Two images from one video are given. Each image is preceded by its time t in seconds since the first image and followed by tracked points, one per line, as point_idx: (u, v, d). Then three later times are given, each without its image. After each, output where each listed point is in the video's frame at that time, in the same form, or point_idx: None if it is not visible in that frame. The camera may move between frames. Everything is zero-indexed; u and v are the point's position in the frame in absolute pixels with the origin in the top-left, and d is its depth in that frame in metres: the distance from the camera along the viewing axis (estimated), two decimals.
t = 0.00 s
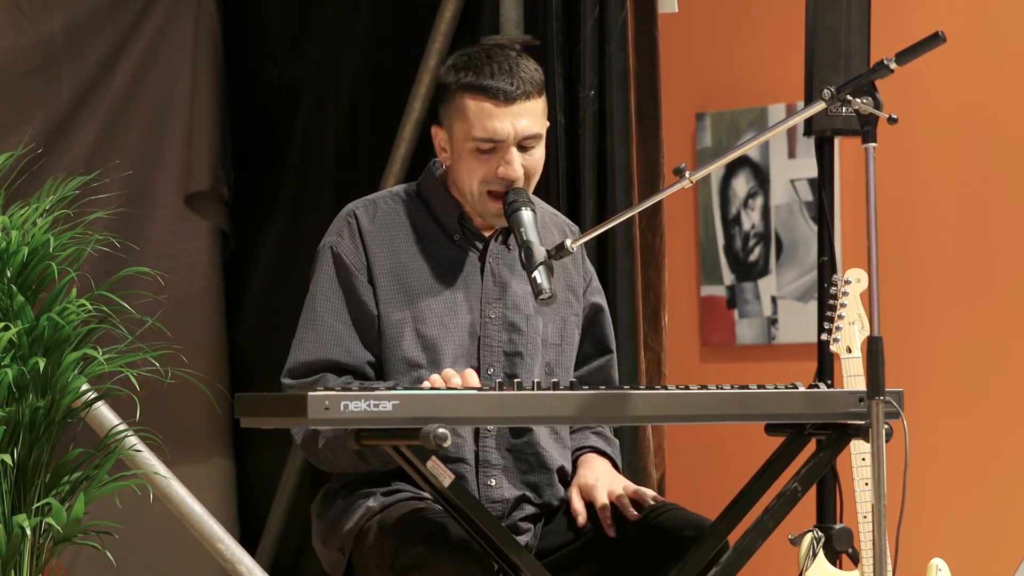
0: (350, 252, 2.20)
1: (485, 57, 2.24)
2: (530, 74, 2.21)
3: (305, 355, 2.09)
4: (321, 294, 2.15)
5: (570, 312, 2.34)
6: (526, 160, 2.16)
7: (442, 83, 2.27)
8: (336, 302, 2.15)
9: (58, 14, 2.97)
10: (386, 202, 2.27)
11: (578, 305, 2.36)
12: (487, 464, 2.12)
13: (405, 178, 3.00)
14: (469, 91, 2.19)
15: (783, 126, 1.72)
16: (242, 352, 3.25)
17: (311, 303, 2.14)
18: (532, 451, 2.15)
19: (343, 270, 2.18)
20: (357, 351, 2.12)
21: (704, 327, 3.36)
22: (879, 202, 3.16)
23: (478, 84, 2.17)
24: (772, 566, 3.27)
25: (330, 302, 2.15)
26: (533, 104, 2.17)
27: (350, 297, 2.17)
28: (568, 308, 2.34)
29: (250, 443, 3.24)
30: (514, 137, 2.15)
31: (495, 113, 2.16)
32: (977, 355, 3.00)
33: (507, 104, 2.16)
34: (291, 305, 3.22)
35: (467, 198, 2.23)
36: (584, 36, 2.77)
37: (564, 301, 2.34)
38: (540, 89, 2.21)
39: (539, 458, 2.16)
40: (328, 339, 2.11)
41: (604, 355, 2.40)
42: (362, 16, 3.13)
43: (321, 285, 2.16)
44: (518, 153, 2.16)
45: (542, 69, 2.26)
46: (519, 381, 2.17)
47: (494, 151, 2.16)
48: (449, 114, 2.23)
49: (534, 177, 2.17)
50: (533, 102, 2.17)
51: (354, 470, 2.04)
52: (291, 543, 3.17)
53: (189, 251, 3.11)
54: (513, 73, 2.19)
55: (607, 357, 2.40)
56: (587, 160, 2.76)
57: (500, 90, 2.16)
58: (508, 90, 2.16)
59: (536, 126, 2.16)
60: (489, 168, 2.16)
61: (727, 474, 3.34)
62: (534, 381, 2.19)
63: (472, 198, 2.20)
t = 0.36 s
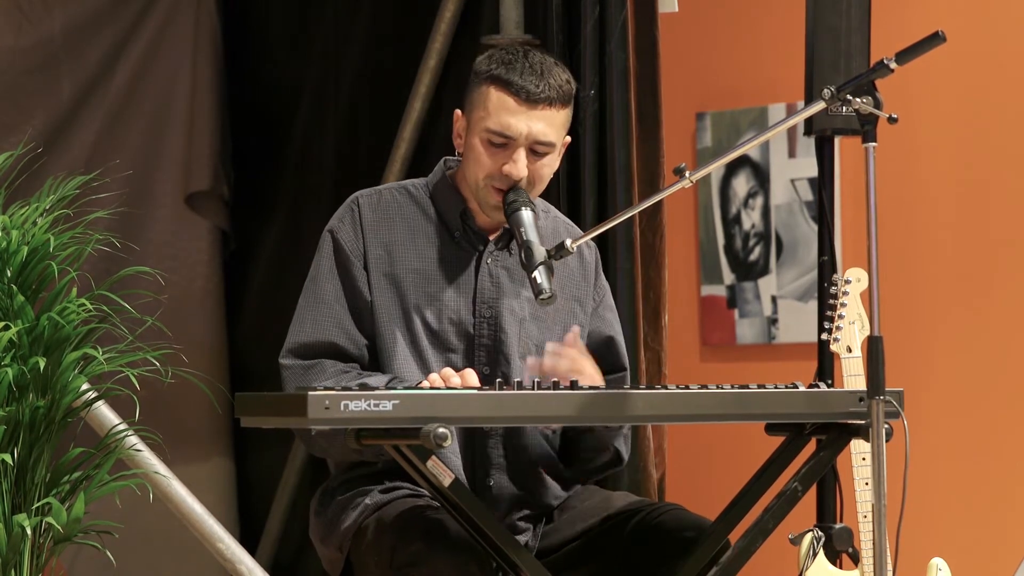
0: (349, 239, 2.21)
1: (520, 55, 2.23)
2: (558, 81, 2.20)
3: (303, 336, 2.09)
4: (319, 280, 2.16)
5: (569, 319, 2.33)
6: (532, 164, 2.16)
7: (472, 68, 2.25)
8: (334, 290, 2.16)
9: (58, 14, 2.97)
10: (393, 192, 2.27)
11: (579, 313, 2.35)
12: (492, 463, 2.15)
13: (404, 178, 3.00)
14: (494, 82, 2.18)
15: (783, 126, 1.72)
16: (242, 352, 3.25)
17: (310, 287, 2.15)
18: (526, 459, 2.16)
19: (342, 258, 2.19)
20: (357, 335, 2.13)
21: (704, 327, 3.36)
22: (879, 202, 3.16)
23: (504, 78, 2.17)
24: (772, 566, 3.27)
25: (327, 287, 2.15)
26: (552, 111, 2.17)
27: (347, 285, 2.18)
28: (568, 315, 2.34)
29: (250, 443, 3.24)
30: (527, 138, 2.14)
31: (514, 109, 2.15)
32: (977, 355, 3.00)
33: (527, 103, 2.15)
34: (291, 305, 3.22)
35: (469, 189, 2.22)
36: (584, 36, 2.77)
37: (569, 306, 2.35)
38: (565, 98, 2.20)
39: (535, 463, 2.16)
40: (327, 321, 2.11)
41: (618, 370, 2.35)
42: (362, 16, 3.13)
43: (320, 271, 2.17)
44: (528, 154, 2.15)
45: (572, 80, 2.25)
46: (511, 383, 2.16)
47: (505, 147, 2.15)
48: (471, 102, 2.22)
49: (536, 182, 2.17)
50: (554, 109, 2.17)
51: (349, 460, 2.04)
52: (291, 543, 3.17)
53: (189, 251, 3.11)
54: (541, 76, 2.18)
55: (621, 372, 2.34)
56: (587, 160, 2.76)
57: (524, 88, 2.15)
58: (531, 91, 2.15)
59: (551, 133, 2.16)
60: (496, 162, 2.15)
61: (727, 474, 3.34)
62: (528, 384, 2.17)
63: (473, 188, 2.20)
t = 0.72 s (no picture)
0: (352, 244, 2.20)
1: (521, 55, 2.23)
2: (560, 82, 2.20)
3: (303, 343, 2.08)
4: (322, 285, 2.15)
5: (572, 316, 2.33)
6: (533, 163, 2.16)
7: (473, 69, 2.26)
8: (337, 294, 2.15)
9: (58, 14, 2.97)
10: (393, 196, 2.27)
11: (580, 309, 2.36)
12: (493, 465, 2.15)
13: (404, 177, 3.00)
14: (496, 82, 2.18)
15: (783, 125, 1.72)
16: (242, 352, 3.25)
17: (312, 293, 2.14)
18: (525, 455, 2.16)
19: (345, 263, 2.18)
20: (356, 344, 2.12)
21: (704, 327, 3.36)
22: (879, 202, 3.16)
23: (507, 77, 2.17)
24: (771, 566, 3.27)
25: (331, 292, 2.14)
26: (554, 111, 2.17)
27: (351, 290, 2.18)
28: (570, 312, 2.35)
29: (250, 443, 3.24)
30: (529, 137, 2.14)
31: (516, 108, 2.15)
32: (977, 354, 3.00)
33: (530, 101, 2.15)
34: (290, 304, 3.22)
35: (470, 189, 2.22)
36: (584, 36, 2.77)
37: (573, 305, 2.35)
38: (567, 98, 2.20)
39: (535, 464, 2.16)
40: (328, 330, 2.10)
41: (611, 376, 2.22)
42: (362, 16, 3.13)
43: (323, 276, 2.16)
44: (529, 153, 2.15)
45: (573, 80, 2.26)
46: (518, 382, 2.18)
47: (508, 145, 2.15)
48: (473, 101, 2.22)
49: (539, 182, 2.17)
50: (556, 109, 2.17)
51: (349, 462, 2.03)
52: (291, 542, 3.17)
53: (189, 251, 3.11)
54: (543, 76, 2.19)
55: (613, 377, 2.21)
56: (587, 160, 2.76)
57: (527, 87, 2.15)
58: (534, 90, 2.15)
59: (553, 131, 2.16)
60: (497, 161, 2.15)
61: (727, 473, 3.34)
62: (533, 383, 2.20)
63: (474, 188, 2.20)
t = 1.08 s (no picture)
0: (353, 236, 2.21)
1: (529, 57, 2.24)
2: (564, 84, 2.21)
3: (304, 330, 2.09)
4: (322, 275, 2.16)
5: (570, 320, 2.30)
6: (533, 164, 2.16)
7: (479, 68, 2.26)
8: (337, 285, 2.16)
9: (58, 14, 2.97)
10: (398, 190, 2.28)
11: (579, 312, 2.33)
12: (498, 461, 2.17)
13: (404, 177, 3.00)
14: (500, 81, 2.18)
15: (783, 124, 1.72)
16: (242, 352, 3.25)
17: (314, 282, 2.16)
18: (524, 451, 2.17)
19: (345, 254, 2.20)
20: (360, 333, 2.14)
21: (704, 326, 3.36)
22: (879, 201, 3.16)
23: (510, 77, 2.17)
24: (771, 565, 3.27)
25: (331, 282, 2.16)
26: (557, 112, 2.17)
27: (351, 281, 2.19)
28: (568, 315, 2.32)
29: (250, 442, 3.24)
30: (530, 137, 2.14)
31: (518, 108, 2.15)
32: (977, 353, 3.00)
33: (532, 103, 2.15)
34: (290, 303, 3.22)
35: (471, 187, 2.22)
36: (584, 36, 2.77)
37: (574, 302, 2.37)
38: (570, 101, 2.21)
39: (535, 460, 2.16)
40: (331, 316, 2.11)
41: (612, 361, 2.26)
42: (362, 15, 3.13)
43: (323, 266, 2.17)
44: (530, 154, 2.15)
45: (579, 84, 2.26)
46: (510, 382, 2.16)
47: (508, 146, 2.15)
48: (477, 100, 2.22)
49: (538, 183, 2.17)
50: (559, 111, 2.17)
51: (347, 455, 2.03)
52: (291, 542, 3.17)
53: (189, 250, 3.11)
54: (548, 78, 2.19)
55: (614, 363, 2.25)
56: (587, 159, 2.76)
57: (530, 88, 2.15)
58: (536, 91, 2.15)
59: (554, 133, 2.16)
60: (497, 161, 2.15)
61: (727, 473, 3.34)
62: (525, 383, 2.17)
63: (475, 187, 2.20)
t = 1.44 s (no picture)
0: (355, 236, 2.22)
1: (531, 57, 2.23)
2: (565, 87, 2.20)
3: (295, 330, 2.10)
4: (321, 273, 2.17)
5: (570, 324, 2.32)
6: (534, 168, 2.16)
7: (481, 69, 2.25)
8: (335, 284, 2.17)
9: (58, 14, 2.97)
10: (400, 190, 2.28)
11: (578, 315, 2.35)
12: (492, 463, 2.16)
13: (404, 176, 3.00)
14: (501, 83, 2.18)
15: (783, 124, 1.72)
16: (242, 352, 3.25)
17: (313, 280, 2.16)
18: (522, 456, 2.15)
19: (346, 253, 2.20)
20: (347, 332, 2.13)
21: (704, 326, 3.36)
22: (879, 201, 3.15)
23: (511, 80, 2.16)
24: (771, 565, 3.27)
25: (330, 281, 2.16)
26: (558, 116, 2.17)
27: (350, 280, 2.19)
28: (568, 317, 2.34)
29: (250, 442, 3.24)
30: (530, 141, 2.14)
31: (519, 112, 2.15)
32: (977, 353, 3.01)
33: (532, 106, 2.15)
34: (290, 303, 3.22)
35: (474, 189, 2.22)
36: (584, 36, 2.77)
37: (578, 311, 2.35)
38: (571, 103, 2.20)
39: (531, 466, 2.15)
40: (321, 317, 2.11)
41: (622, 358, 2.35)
42: (362, 15, 3.13)
43: (323, 264, 2.18)
44: (530, 158, 2.15)
45: (582, 87, 2.25)
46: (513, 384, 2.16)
47: (509, 149, 2.14)
48: (478, 102, 2.22)
49: (539, 186, 2.17)
50: (560, 114, 2.17)
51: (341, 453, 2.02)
52: (291, 541, 3.17)
53: (189, 250, 3.11)
54: (549, 80, 2.18)
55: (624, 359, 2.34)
56: (587, 159, 2.77)
57: (531, 91, 2.15)
58: (537, 94, 2.15)
59: (554, 138, 2.15)
60: (498, 164, 2.15)
61: (727, 473, 3.34)
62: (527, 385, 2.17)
63: (477, 190, 2.20)
